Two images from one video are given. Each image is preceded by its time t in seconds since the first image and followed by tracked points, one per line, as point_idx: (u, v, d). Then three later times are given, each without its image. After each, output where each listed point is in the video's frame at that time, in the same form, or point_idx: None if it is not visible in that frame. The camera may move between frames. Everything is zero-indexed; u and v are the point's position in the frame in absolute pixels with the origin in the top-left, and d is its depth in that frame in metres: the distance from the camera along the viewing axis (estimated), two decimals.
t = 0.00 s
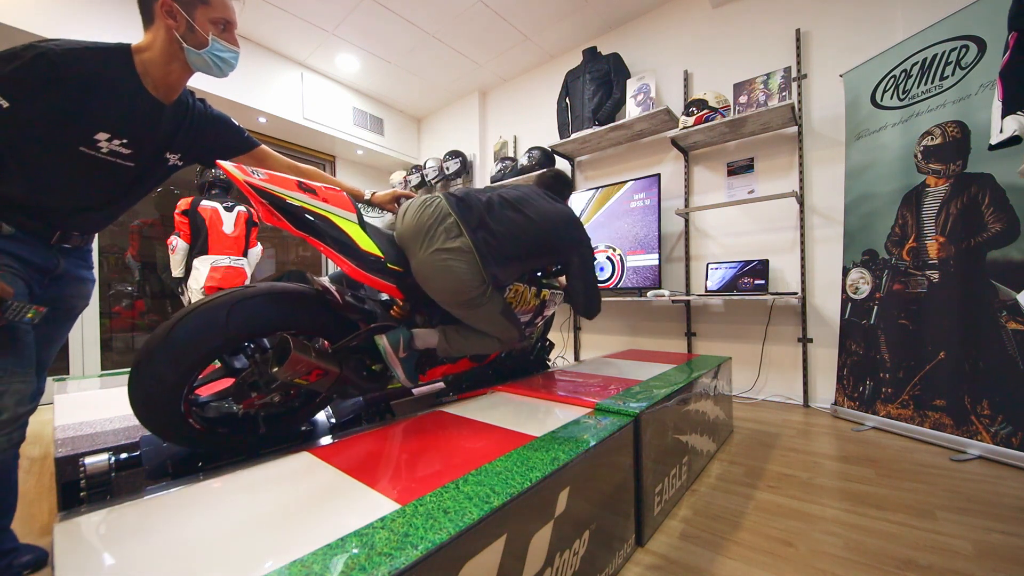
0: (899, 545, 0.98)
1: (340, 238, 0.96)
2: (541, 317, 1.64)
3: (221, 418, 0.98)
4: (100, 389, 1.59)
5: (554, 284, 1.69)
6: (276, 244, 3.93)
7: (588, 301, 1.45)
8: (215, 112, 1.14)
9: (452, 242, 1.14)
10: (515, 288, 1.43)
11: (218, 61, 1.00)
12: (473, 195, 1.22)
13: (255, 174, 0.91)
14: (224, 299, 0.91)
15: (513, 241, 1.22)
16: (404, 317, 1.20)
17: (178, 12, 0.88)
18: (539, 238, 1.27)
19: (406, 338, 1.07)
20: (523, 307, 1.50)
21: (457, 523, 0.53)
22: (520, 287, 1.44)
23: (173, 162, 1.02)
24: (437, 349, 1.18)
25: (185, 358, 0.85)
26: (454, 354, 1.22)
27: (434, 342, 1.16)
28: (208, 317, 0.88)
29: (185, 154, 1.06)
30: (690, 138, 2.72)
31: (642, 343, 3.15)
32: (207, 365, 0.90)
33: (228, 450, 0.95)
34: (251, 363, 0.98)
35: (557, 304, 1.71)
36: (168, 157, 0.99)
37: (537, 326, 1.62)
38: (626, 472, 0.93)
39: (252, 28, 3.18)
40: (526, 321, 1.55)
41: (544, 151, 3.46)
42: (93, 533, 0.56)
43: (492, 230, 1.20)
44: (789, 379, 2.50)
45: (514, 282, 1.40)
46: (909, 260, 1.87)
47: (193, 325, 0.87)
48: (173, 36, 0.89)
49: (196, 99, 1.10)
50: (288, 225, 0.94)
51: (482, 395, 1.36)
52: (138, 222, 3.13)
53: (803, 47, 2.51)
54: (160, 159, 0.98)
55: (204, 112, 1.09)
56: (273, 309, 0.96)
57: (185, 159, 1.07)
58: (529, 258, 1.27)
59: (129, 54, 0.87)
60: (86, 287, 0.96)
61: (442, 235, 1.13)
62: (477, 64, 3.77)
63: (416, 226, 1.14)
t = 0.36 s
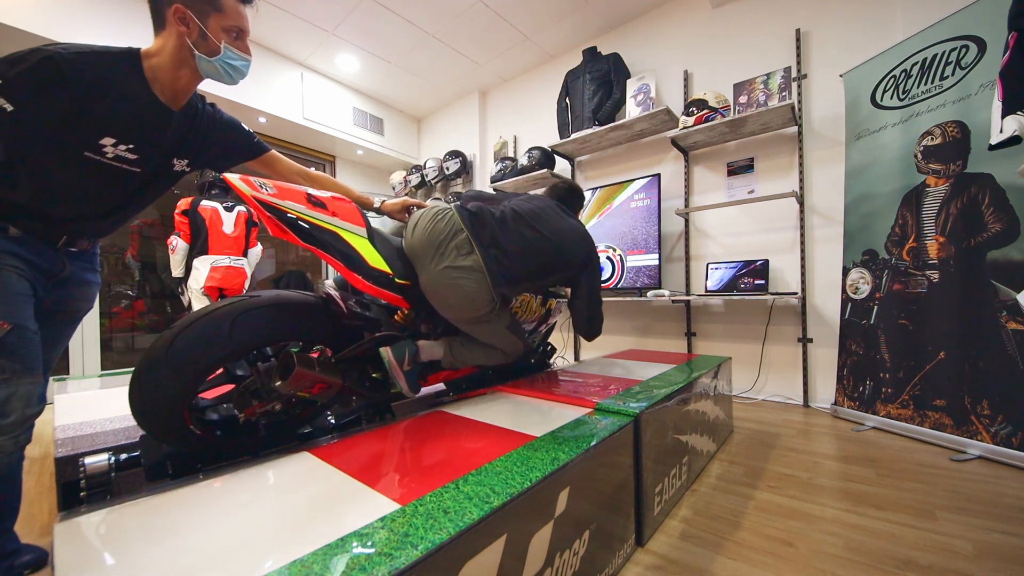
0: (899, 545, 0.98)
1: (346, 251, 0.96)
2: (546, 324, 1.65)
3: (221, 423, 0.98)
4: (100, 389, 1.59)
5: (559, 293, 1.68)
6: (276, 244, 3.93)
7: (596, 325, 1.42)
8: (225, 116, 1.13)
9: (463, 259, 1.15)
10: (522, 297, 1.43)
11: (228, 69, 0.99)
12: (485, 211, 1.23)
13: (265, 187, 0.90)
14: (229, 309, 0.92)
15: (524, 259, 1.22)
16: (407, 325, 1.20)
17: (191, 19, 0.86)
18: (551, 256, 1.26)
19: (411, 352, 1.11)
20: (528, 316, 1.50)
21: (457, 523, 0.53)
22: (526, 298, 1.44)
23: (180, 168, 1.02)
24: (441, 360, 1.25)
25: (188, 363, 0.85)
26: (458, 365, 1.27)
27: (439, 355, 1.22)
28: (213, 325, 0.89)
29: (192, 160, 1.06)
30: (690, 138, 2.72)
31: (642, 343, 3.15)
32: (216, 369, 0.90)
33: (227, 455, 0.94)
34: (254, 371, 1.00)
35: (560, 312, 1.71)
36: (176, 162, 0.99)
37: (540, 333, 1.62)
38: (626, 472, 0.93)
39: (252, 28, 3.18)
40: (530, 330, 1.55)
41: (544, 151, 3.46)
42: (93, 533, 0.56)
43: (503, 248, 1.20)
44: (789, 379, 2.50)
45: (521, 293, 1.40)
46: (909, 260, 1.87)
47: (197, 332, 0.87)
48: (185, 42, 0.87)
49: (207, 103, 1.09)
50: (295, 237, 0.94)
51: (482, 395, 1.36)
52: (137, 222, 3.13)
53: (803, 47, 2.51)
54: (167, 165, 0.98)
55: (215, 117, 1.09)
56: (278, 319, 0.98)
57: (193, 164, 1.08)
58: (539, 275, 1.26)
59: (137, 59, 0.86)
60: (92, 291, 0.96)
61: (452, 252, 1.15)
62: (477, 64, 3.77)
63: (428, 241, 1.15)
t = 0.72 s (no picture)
0: (899, 546, 0.98)
1: (353, 264, 0.96)
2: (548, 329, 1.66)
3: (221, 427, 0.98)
4: (100, 389, 1.59)
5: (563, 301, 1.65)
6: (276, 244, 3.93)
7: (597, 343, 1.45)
8: (230, 117, 1.13)
9: (470, 275, 1.15)
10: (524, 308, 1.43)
11: (234, 72, 1.00)
12: (495, 226, 1.22)
13: (271, 200, 0.90)
14: (233, 317, 0.92)
15: (531, 275, 1.22)
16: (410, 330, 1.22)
17: (196, 21, 0.86)
18: (558, 272, 1.26)
19: (415, 361, 1.16)
20: (531, 324, 1.51)
21: (457, 523, 0.53)
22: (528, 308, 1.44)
23: (182, 170, 1.02)
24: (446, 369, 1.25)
25: (190, 368, 0.85)
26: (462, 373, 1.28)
27: (443, 363, 1.23)
28: (216, 332, 0.89)
29: (195, 163, 1.06)
30: (690, 138, 2.72)
31: (642, 343, 3.16)
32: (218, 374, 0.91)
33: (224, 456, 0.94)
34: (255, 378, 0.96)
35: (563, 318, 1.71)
36: (177, 165, 0.99)
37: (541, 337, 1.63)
38: (626, 472, 0.93)
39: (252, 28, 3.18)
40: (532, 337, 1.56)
41: (544, 151, 3.46)
42: (94, 533, 0.56)
43: (511, 263, 1.20)
44: (789, 379, 2.50)
45: (518, 311, 1.39)
46: (909, 260, 1.87)
47: (200, 338, 0.87)
48: (189, 44, 0.87)
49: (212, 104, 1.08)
50: (302, 250, 0.94)
51: (482, 395, 1.38)
52: (138, 222, 3.13)
53: (803, 47, 2.51)
54: (168, 168, 0.98)
55: (220, 118, 1.08)
56: (280, 327, 0.98)
57: (197, 167, 1.07)
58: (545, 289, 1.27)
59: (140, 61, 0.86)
60: (93, 293, 0.96)
61: (460, 268, 1.15)
62: (477, 64, 3.77)
63: (436, 255, 1.15)
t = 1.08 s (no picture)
0: (899, 546, 0.98)
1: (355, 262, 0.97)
2: (548, 327, 1.65)
3: (220, 425, 0.98)
4: (100, 389, 1.59)
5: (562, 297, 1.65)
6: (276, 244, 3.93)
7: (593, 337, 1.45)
8: (225, 110, 1.10)
9: (469, 272, 1.15)
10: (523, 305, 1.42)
11: (231, 67, 0.97)
12: (492, 221, 1.22)
13: (269, 196, 0.90)
14: (230, 315, 0.91)
15: (529, 270, 1.22)
16: (407, 329, 1.22)
17: (194, 15, 0.84)
18: (555, 268, 1.26)
19: (415, 359, 1.15)
20: (530, 322, 1.50)
21: (457, 524, 0.53)
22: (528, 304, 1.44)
23: (179, 167, 1.01)
24: (446, 366, 1.25)
25: (189, 367, 0.85)
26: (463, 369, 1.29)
27: (444, 361, 1.23)
28: (215, 330, 0.89)
29: (193, 158, 1.05)
30: (690, 138, 2.72)
31: (641, 343, 3.16)
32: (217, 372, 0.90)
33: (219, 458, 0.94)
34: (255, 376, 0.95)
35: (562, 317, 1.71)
36: (175, 161, 0.98)
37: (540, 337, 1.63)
38: (626, 472, 0.93)
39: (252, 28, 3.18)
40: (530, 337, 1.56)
41: (544, 151, 3.46)
42: (93, 533, 0.56)
43: (510, 259, 1.20)
44: (789, 379, 2.50)
45: (518, 305, 1.39)
46: (909, 260, 1.87)
47: (199, 337, 0.87)
48: (186, 38, 0.85)
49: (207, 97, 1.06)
50: (300, 246, 0.94)
51: (482, 395, 1.37)
52: (138, 222, 3.13)
53: (803, 47, 2.51)
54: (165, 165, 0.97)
55: (215, 112, 1.07)
56: (279, 325, 0.97)
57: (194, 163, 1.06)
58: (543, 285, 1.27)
59: (137, 56, 0.83)
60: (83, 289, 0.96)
61: (458, 263, 1.15)
62: (477, 64, 3.77)
63: (434, 251, 1.15)
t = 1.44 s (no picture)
0: (899, 546, 0.98)
1: (347, 247, 0.98)
2: (543, 320, 1.65)
3: (219, 420, 0.99)
4: (100, 389, 1.59)
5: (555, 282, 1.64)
6: (276, 244, 3.92)
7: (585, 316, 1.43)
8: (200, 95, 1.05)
9: (458, 252, 1.14)
10: (517, 292, 1.42)
11: (202, 45, 0.93)
12: (477, 204, 1.22)
13: (261, 181, 0.93)
14: (227, 305, 0.92)
15: (518, 249, 1.21)
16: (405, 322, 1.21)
17: None
18: (544, 247, 1.25)
19: (410, 347, 1.10)
20: (525, 312, 1.51)
21: (457, 523, 0.53)
22: (523, 292, 1.44)
23: (154, 154, 0.96)
24: (442, 354, 1.21)
25: (188, 355, 0.85)
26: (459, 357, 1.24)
27: (439, 348, 1.19)
28: (210, 323, 0.89)
29: (166, 144, 0.99)
30: (690, 138, 2.72)
31: (641, 343, 3.16)
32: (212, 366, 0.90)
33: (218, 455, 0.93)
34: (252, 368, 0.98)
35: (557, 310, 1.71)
36: (148, 147, 0.92)
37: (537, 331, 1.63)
38: (627, 473, 0.93)
39: (252, 28, 3.18)
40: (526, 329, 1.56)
41: (544, 151, 3.46)
42: (93, 533, 0.56)
43: (498, 239, 1.19)
44: (789, 379, 2.50)
45: (518, 287, 1.41)
46: (909, 260, 1.87)
47: (195, 330, 0.87)
48: (155, 16, 0.79)
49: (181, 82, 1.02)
50: (292, 232, 0.95)
51: (481, 395, 1.37)
52: (138, 222, 3.13)
53: (802, 47, 2.51)
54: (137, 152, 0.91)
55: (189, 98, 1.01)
56: (275, 317, 0.97)
57: (168, 151, 1.01)
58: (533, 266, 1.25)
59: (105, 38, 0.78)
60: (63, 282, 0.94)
61: (447, 245, 1.14)
62: (477, 64, 3.77)
63: (423, 235, 1.15)
